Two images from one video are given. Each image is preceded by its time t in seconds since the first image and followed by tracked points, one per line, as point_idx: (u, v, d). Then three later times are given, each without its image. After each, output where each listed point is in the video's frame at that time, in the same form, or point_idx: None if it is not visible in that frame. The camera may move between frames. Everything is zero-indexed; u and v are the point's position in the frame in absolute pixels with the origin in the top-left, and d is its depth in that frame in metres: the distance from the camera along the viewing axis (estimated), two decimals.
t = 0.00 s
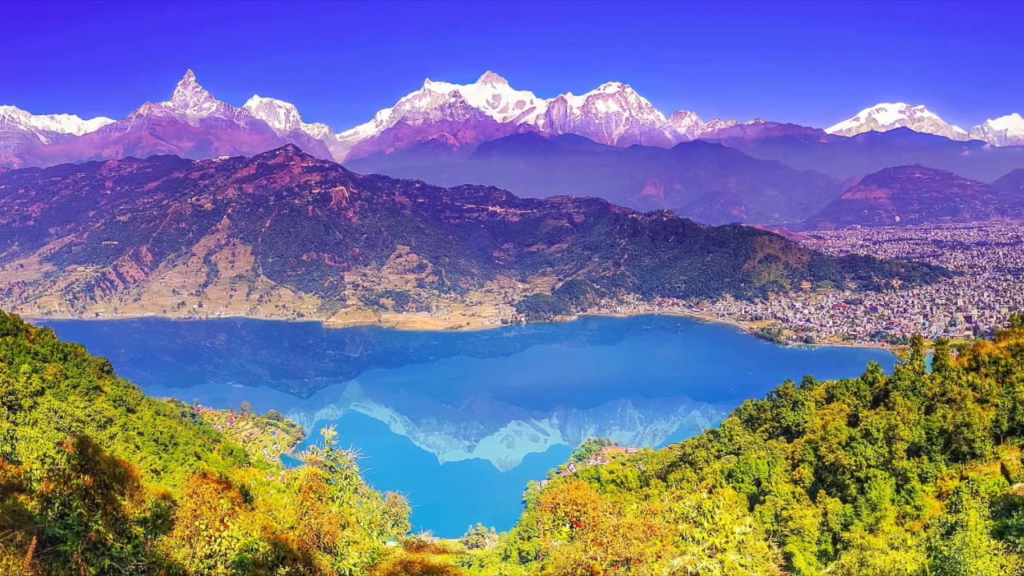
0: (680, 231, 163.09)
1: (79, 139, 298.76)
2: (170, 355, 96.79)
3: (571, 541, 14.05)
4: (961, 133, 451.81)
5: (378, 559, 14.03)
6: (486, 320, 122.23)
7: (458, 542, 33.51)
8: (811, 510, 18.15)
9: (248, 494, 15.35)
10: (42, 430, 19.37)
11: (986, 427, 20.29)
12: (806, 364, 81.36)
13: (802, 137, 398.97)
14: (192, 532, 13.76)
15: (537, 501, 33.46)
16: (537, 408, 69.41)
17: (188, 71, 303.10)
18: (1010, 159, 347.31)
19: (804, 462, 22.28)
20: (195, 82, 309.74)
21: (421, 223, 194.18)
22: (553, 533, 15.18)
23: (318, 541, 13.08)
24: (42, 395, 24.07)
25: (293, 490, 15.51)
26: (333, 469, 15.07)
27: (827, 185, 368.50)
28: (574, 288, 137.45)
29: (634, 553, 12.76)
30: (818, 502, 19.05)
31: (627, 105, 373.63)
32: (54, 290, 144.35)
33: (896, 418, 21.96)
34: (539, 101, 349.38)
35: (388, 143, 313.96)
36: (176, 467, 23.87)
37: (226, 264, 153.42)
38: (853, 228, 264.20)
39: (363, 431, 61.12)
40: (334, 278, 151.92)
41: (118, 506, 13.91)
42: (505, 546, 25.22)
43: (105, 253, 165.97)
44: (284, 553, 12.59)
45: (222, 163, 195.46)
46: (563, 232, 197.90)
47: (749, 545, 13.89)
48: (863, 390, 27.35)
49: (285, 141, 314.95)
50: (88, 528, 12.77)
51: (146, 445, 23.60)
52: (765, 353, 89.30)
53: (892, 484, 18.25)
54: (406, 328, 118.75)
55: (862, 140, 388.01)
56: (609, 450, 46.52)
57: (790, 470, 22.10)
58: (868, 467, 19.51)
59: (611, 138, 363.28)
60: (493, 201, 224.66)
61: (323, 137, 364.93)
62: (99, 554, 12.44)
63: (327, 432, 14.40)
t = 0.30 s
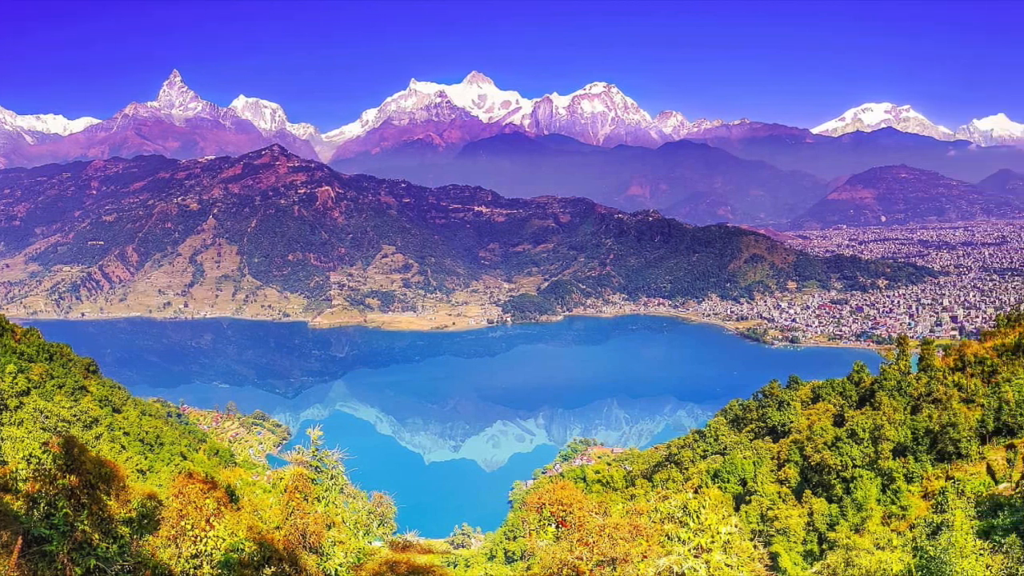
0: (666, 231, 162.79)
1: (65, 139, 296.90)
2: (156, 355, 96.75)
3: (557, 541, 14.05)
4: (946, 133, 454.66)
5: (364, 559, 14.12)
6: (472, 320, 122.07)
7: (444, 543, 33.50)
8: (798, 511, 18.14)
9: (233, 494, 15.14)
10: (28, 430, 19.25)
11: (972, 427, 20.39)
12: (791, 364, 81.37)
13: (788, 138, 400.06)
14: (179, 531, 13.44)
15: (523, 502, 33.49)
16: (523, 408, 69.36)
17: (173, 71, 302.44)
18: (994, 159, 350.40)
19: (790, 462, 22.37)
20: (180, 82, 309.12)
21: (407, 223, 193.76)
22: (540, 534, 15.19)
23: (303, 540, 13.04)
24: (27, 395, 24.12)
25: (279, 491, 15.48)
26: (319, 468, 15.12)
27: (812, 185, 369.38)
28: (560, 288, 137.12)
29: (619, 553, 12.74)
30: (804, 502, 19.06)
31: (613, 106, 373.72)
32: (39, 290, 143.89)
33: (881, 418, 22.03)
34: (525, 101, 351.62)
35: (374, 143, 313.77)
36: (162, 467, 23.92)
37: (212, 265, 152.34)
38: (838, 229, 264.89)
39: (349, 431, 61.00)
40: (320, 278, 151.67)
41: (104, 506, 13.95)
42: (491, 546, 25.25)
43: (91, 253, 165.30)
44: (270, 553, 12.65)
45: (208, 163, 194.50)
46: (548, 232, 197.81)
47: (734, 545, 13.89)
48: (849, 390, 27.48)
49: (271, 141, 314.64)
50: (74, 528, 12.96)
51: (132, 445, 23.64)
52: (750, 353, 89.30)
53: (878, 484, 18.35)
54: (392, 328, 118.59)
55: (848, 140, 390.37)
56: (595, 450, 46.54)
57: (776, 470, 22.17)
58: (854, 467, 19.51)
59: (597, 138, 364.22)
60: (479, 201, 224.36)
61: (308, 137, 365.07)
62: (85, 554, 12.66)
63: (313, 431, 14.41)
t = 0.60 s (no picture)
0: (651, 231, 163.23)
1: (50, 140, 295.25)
2: (141, 356, 96.75)
3: (543, 541, 13.99)
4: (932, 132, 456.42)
5: (350, 559, 14.16)
6: (457, 320, 122.16)
7: (431, 542, 33.56)
8: (783, 511, 18.16)
9: (219, 494, 15.17)
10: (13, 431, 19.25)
11: (957, 427, 20.45)
12: (777, 364, 81.42)
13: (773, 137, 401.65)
14: (163, 532, 13.46)
15: (508, 501, 33.58)
16: (508, 408, 69.38)
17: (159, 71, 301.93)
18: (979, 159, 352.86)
19: (775, 463, 22.47)
20: (166, 82, 308.90)
21: (393, 223, 193.65)
22: (525, 533, 15.15)
23: (289, 541, 13.07)
24: (12, 395, 24.38)
25: (264, 490, 15.45)
26: (305, 469, 15.08)
27: (798, 185, 372.60)
28: (546, 288, 136.86)
29: (606, 554, 12.71)
30: (789, 502, 19.12)
31: (598, 105, 373.61)
32: (24, 290, 143.54)
33: (868, 417, 22.04)
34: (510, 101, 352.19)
35: (359, 143, 313.99)
36: (147, 468, 24.10)
37: (197, 264, 152.46)
38: (824, 229, 265.10)
39: (335, 431, 60.95)
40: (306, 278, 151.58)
41: (90, 507, 13.90)
42: (477, 546, 25.26)
43: (77, 253, 164.97)
44: (255, 553, 12.68)
45: (194, 163, 193.70)
46: (534, 232, 197.84)
47: (720, 545, 13.95)
48: (835, 389, 27.51)
49: (257, 142, 315.02)
50: (60, 528, 12.96)
51: (117, 446, 23.90)
52: (736, 354, 89.34)
53: (864, 483, 18.38)
54: (377, 328, 118.77)
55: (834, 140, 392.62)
56: (581, 450, 46.60)
57: (761, 470, 22.22)
58: (839, 467, 19.53)
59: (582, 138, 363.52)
60: (464, 201, 223.91)
61: (294, 137, 365.50)
62: (71, 554, 12.76)
63: (298, 432, 14.42)
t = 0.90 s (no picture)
0: (637, 231, 163.76)
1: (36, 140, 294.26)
2: (127, 355, 96.67)
3: (529, 541, 14.01)
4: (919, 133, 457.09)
5: (335, 559, 14.23)
6: (443, 321, 121.98)
7: (417, 543, 33.63)
8: (769, 511, 18.18)
9: (203, 494, 15.30)
10: None
11: (944, 428, 20.51)
12: (764, 364, 81.34)
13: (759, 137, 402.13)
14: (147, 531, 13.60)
15: (494, 501, 33.68)
16: (494, 408, 69.34)
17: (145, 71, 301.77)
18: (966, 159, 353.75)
19: (761, 462, 22.48)
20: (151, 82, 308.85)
21: (379, 223, 193.51)
22: (511, 534, 15.16)
23: (275, 540, 13.08)
24: None
25: (250, 491, 15.52)
26: (290, 469, 15.15)
27: (783, 185, 372.58)
28: (531, 288, 136.48)
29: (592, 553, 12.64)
30: (775, 502, 19.14)
31: (585, 106, 372.95)
32: (9, 291, 143.29)
33: (852, 417, 22.06)
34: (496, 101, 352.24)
35: (345, 143, 313.55)
36: (134, 468, 24.21)
37: (183, 264, 152.49)
38: (809, 229, 264.96)
39: (320, 431, 60.87)
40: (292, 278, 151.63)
41: (76, 506, 13.45)
42: (463, 546, 25.33)
43: (63, 253, 164.84)
44: (241, 553, 12.64)
45: (180, 163, 192.46)
46: (520, 232, 197.90)
47: (705, 545, 13.97)
48: (821, 390, 27.56)
49: (243, 142, 315.17)
50: (45, 528, 12.37)
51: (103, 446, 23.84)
52: (722, 353, 89.29)
53: (850, 484, 18.45)
54: (363, 329, 118.56)
55: (820, 141, 392.96)
56: (566, 450, 46.65)
57: (747, 470, 22.23)
58: (824, 466, 19.56)
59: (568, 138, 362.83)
60: (450, 201, 223.62)
61: (279, 137, 365.65)
62: (56, 555, 12.25)
63: (285, 432, 14.52)
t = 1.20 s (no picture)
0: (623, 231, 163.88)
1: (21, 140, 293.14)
2: (113, 355, 96.68)
3: (515, 540, 14.02)
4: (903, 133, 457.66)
5: (321, 559, 14.36)
6: (429, 321, 121.78)
7: (403, 543, 33.69)
8: (755, 511, 18.20)
9: (190, 494, 15.30)
10: None
11: (929, 427, 20.56)
12: (749, 364, 81.39)
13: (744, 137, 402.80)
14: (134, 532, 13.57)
15: (480, 501, 33.86)
16: (480, 408, 69.35)
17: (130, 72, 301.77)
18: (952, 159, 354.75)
19: (747, 462, 22.54)
20: (137, 82, 308.80)
21: (364, 223, 193.64)
22: (499, 533, 15.12)
23: (260, 540, 13.09)
24: None
25: (235, 490, 15.56)
26: (276, 468, 15.19)
27: (769, 185, 372.63)
28: (517, 288, 136.29)
29: (577, 553, 12.57)
30: (761, 502, 19.18)
31: (570, 105, 375.45)
32: None
33: (838, 417, 22.07)
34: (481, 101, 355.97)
35: (331, 143, 313.41)
36: (122, 469, 24.32)
37: (169, 264, 152.22)
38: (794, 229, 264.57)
39: (306, 432, 60.96)
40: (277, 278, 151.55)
41: (61, 506, 13.42)
42: (449, 546, 25.31)
43: (48, 254, 164.51)
44: (227, 553, 12.62)
45: (166, 163, 192.15)
46: (505, 232, 198.17)
47: (691, 545, 14.02)
48: (806, 390, 27.63)
49: (229, 142, 315.17)
50: (31, 528, 12.30)
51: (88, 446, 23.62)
52: (708, 353, 89.25)
53: (835, 484, 18.49)
54: (349, 329, 118.53)
55: (805, 141, 393.07)
56: (552, 450, 46.66)
57: (733, 470, 22.28)
58: (810, 467, 19.57)
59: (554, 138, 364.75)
60: (436, 201, 223.56)
61: (265, 137, 365.59)
62: (43, 555, 12.20)
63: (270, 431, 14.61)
